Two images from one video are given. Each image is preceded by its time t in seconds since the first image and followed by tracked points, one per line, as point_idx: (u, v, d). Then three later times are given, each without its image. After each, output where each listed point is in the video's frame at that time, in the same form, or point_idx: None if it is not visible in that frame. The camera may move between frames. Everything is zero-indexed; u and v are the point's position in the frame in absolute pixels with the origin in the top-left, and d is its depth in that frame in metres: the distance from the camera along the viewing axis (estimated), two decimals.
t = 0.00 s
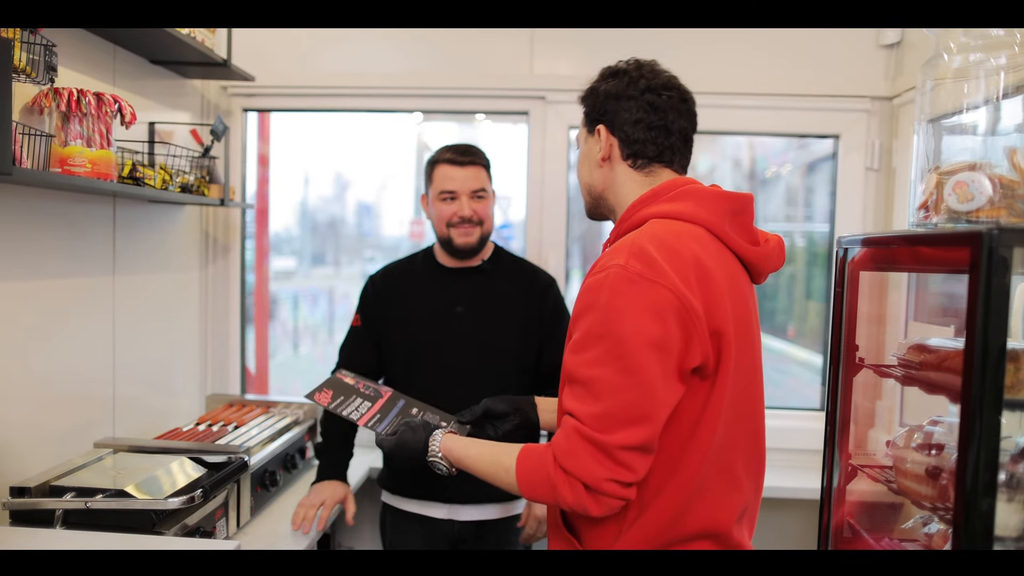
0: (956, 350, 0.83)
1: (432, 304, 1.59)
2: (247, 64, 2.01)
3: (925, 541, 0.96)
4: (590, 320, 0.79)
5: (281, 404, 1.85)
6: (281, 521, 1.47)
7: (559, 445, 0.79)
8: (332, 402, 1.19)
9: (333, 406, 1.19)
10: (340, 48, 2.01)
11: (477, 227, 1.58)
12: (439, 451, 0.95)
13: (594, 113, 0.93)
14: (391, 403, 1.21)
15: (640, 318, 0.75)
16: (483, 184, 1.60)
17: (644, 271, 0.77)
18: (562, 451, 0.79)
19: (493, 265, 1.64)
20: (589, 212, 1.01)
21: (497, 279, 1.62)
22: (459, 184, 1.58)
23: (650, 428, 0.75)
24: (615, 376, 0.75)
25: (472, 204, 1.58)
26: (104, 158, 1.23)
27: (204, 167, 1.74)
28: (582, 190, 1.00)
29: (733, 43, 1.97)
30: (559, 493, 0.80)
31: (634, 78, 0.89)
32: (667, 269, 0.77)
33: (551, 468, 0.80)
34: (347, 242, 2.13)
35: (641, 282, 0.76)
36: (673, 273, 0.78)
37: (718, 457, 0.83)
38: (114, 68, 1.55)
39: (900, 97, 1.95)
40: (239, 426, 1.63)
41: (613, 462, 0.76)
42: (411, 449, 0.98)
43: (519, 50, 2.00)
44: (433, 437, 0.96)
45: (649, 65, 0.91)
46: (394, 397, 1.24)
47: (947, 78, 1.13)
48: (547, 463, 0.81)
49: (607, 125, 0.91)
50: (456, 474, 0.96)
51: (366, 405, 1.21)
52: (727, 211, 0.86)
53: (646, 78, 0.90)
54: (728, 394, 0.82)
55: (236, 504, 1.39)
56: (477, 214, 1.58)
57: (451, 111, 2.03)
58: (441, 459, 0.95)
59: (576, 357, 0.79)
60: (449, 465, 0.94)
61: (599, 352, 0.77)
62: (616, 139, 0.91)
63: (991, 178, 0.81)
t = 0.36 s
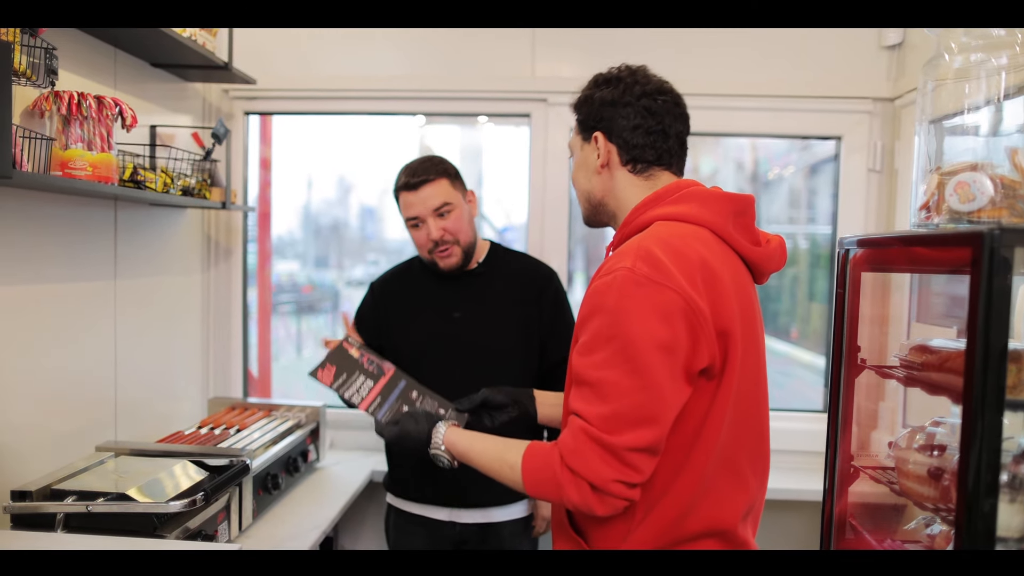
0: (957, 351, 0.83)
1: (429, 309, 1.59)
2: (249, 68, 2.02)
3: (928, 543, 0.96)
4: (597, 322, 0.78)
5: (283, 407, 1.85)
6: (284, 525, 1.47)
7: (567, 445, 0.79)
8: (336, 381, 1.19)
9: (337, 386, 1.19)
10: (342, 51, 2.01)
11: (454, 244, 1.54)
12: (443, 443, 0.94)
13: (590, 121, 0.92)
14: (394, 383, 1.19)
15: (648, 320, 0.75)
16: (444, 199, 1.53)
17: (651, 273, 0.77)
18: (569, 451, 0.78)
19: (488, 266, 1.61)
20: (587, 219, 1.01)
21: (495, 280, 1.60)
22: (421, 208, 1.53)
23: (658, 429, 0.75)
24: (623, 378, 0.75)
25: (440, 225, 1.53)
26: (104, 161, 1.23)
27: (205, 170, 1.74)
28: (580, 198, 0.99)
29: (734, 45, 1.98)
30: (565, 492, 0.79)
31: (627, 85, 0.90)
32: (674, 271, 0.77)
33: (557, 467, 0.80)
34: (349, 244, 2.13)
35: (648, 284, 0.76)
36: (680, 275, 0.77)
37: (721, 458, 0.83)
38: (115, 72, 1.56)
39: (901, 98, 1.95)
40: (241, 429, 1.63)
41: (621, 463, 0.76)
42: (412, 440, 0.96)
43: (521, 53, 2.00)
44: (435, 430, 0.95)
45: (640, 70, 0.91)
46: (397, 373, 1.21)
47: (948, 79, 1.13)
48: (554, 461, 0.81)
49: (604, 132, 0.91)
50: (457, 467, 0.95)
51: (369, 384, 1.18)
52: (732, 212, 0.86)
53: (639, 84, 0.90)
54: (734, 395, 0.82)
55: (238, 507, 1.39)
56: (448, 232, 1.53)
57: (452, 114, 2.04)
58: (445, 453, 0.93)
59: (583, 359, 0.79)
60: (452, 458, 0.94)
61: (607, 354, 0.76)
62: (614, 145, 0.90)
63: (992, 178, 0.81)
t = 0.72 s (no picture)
0: (966, 347, 0.82)
1: (444, 310, 1.58)
2: (249, 70, 2.02)
3: (936, 540, 0.96)
4: (612, 325, 0.77)
5: (287, 411, 1.85)
6: (290, 529, 1.46)
7: (582, 452, 0.78)
8: (342, 437, 1.09)
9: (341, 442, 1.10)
10: (342, 52, 2.01)
11: (473, 239, 1.55)
12: (458, 474, 0.91)
13: (598, 117, 0.92)
14: (399, 434, 1.15)
15: (664, 322, 0.74)
16: (475, 194, 1.56)
17: (666, 275, 0.76)
18: (586, 458, 0.77)
19: (508, 269, 1.61)
20: (596, 218, 1.00)
21: (513, 284, 1.60)
22: (451, 196, 1.56)
23: (676, 431, 0.74)
24: (640, 381, 0.74)
25: (463, 217, 1.55)
26: (104, 165, 1.22)
27: (206, 173, 1.74)
28: (589, 195, 0.98)
29: (735, 43, 1.97)
30: (585, 501, 0.78)
31: (635, 80, 0.90)
32: (689, 271, 0.76)
33: (575, 475, 0.79)
34: (350, 248, 2.12)
35: (664, 286, 0.75)
36: (694, 275, 0.76)
37: (737, 458, 0.83)
38: (115, 75, 1.56)
39: (903, 96, 1.94)
40: (245, 434, 1.62)
41: (639, 468, 0.75)
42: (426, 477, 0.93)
43: (522, 53, 2.00)
44: (449, 462, 0.93)
45: (647, 67, 0.91)
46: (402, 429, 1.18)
47: (954, 75, 1.12)
48: (571, 470, 0.79)
49: (612, 129, 0.90)
50: (475, 497, 0.92)
51: (374, 438, 1.13)
52: (742, 212, 0.86)
53: (647, 80, 0.90)
54: (750, 394, 0.82)
55: (244, 512, 1.38)
56: (471, 226, 1.55)
57: (454, 115, 2.04)
58: (461, 483, 0.91)
59: (597, 363, 0.78)
60: (468, 488, 0.91)
61: (623, 357, 0.75)
62: (622, 143, 0.90)
63: (999, 174, 0.80)
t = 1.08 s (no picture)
0: (977, 351, 0.83)
1: (447, 315, 1.58)
2: (253, 73, 2.02)
3: (945, 541, 0.95)
4: (625, 330, 0.78)
5: (292, 415, 1.85)
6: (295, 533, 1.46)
7: (595, 456, 0.78)
8: (353, 427, 1.09)
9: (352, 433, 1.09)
10: (346, 55, 2.01)
11: (485, 251, 1.53)
12: (469, 473, 0.92)
13: (607, 125, 0.91)
14: (410, 425, 1.15)
15: (677, 328, 0.74)
16: (491, 207, 1.52)
17: (680, 281, 0.76)
18: (598, 462, 0.77)
19: (514, 281, 1.59)
20: (607, 227, 0.99)
21: (517, 296, 1.58)
22: (467, 206, 1.52)
23: (689, 437, 0.74)
24: (654, 387, 0.74)
25: (477, 227, 1.52)
26: (110, 168, 1.21)
27: (211, 177, 1.73)
28: (599, 204, 0.97)
29: (738, 46, 1.98)
30: (597, 505, 0.78)
31: (639, 87, 0.90)
32: (701, 277, 0.76)
33: (587, 479, 0.79)
34: (350, 249, 2.13)
35: (677, 291, 0.75)
36: (707, 281, 0.77)
37: (747, 463, 0.83)
38: (119, 78, 1.56)
39: (905, 100, 1.95)
40: (250, 438, 1.63)
41: (652, 473, 0.75)
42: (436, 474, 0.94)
43: (526, 57, 2.01)
44: (461, 460, 0.94)
45: (649, 73, 0.92)
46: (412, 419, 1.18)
47: (962, 79, 1.15)
48: (583, 474, 0.80)
49: (623, 135, 0.90)
50: (486, 496, 0.94)
51: (385, 429, 1.12)
52: (754, 219, 0.86)
53: (652, 85, 0.90)
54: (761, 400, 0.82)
55: (251, 517, 1.38)
56: (484, 238, 1.52)
57: (456, 117, 2.05)
58: (471, 483, 0.92)
59: (610, 368, 0.78)
60: (479, 488, 0.92)
61: (636, 362, 0.76)
62: (634, 148, 0.90)
63: (1007, 180, 0.81)
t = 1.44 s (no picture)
0: (976, 350, 0.85)
1: (402, 324, 1.56)
2: (249, 73, 2.02)
3: (944, 536, 1.00)
4: (645, 333, 0.78)
5: (291, 416, 1.85)
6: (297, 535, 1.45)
7: (617, 459, 0.78)
8: (359, 424, 1.15)
9: (359, 430, 1.15)
10: (343, 55, 2.01)
11: (436, 248, 1.51)
12: (484, 477, 0.92)
13: (612, 136, 0.88)
14: (414, 427, 1.18)
15: (699, 329, 0.74)
16: (437, 202, 1.51)
17: (698, 281, 0.76)
18: (621, 466, 0.78)
19: (463, 277, 1.59)
20: (616, 243, 0.95)
21: (469, 294, 1.58)
22: (413, 205, 1.50)
23: (711, 438, 0.75)
24: (677, 389, 0.75)
25: (427, 224, 1.50)
26: (108, 169, 1.20)
27: (209, 177, 1.72)
28: (612, 220, 0.92)
29: (734, 48, 1.99)
30: (619, 508, 0.78)
31: (624, 93, 0.91)
32: (721, 277, 0.77)
33: (610, 483, 0.79)
34: (342, 249, 2.13)
35: (698, 292, 0.75)
36: (726, 281, 0.77)
37: (763, 461, 0.85)
38: (115, 78, 1.55)
39: (899, 103, 1.97)
40: (249, 440, 1.63)
41: (676, 475, 0.76)
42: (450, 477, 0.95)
43: (523, 58, 2.01)
44: (476, 464, 0.95)
45: (622, 82, 0.93)
46: (415, 422, 1.21)
47: (960, 85, 1.22)
48: (605, 477, 0.80)
49: (634, 142, 0.88)
50: (500, 500, 0.94)
51: (390, 428, 1.17)
52: (762, 218, 0.88)
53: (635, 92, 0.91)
54: (778, 397, 0.83)
55: (253, 518, 1.37)
56: (435, 235, 1.51)
57: (447, 118, 2.05)
58: (485, 485, 0.92)
59: (630, 371, 0.79)
60: (493, 491, 0.92)
61: (657, 365, 0.76)
62: (646, 152, 0.89)
63: (1004, 183, 0.84)
